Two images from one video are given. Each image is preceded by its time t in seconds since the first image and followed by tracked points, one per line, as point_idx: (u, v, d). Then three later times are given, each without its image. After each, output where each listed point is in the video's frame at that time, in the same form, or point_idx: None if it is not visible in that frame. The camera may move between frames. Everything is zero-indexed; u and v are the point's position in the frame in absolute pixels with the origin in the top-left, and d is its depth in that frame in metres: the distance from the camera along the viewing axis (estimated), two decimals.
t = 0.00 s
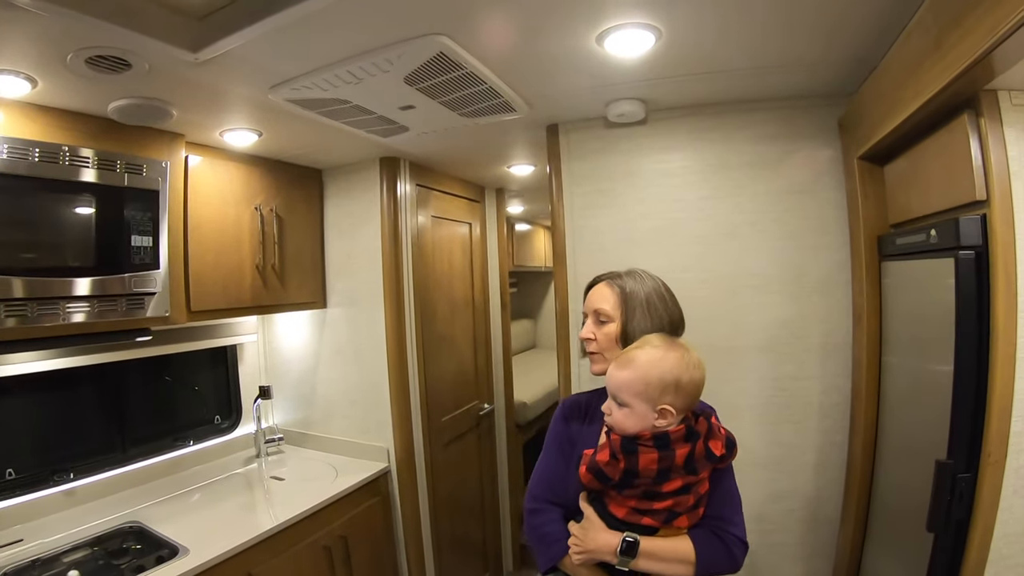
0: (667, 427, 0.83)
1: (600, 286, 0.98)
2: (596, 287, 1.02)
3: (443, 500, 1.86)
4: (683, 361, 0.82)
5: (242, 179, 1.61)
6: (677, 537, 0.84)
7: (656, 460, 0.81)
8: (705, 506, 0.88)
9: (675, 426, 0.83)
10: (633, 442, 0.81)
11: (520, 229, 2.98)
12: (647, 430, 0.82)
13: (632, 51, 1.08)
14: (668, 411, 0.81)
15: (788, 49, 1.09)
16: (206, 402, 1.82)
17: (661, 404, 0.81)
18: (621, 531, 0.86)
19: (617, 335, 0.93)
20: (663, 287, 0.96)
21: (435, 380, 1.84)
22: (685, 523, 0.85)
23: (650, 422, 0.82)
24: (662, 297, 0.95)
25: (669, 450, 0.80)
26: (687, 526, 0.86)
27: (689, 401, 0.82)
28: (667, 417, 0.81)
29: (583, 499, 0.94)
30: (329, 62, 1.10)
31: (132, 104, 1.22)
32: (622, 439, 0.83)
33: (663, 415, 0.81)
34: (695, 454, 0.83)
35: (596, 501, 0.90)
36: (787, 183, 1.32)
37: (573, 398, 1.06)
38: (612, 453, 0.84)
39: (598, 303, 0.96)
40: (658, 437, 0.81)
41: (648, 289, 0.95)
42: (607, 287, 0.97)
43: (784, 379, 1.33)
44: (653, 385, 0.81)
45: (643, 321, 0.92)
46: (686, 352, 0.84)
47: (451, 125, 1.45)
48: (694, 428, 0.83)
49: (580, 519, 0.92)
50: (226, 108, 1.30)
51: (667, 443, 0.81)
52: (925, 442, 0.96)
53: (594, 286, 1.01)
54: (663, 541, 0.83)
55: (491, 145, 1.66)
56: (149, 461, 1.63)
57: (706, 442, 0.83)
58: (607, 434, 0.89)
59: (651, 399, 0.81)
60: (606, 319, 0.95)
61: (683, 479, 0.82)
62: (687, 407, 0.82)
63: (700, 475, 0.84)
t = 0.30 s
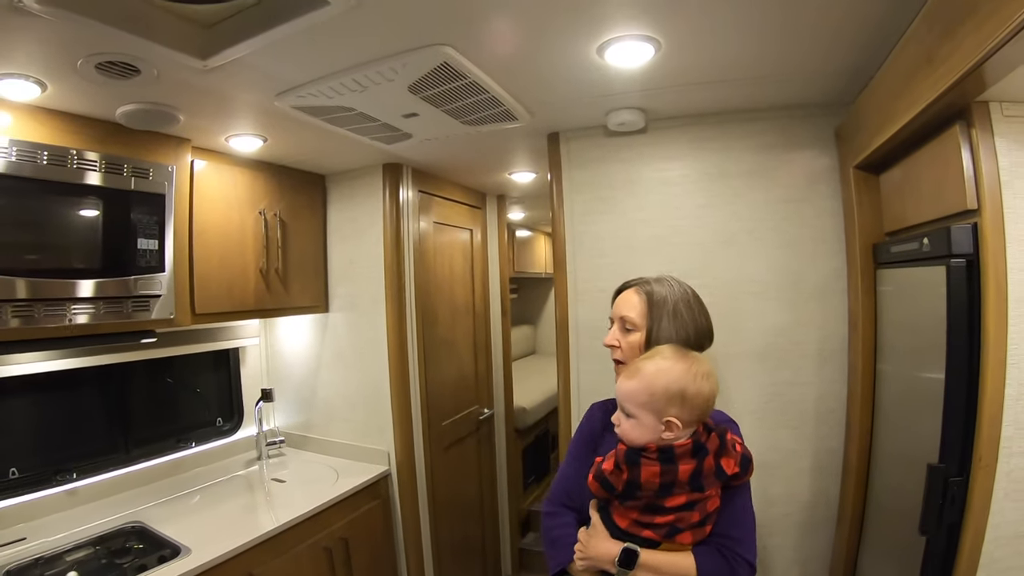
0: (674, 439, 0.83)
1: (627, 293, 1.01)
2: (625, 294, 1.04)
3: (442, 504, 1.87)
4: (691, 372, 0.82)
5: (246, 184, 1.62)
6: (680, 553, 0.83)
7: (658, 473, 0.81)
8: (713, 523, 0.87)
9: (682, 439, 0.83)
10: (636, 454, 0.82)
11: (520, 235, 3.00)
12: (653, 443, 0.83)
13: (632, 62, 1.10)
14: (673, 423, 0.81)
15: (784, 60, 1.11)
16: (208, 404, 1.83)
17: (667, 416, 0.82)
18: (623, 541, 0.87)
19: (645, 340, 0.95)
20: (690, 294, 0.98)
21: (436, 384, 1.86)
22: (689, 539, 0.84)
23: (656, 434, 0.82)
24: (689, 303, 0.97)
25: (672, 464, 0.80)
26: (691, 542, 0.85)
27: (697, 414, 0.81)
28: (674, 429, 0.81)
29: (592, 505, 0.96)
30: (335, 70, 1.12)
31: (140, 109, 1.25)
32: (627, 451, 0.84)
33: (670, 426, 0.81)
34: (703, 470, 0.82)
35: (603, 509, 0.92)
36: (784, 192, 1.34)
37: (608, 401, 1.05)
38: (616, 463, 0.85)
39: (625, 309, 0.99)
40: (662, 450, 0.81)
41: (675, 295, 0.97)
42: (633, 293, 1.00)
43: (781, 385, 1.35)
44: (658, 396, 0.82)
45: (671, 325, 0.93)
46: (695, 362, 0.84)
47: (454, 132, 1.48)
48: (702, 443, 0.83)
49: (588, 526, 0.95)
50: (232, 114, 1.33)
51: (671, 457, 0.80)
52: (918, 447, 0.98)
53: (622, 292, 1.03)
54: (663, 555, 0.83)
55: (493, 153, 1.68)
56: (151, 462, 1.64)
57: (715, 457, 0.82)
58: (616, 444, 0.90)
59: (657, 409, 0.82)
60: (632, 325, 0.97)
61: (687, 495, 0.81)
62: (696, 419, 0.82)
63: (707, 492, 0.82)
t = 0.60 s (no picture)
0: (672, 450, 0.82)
1: (640, 299, 1.03)
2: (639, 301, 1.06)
3: (444, 505, 1.88)
4: (693, 384, 0.81)
5: (256, 185, 1.64)
6: (672, 562, 0.84)
7: (652, 481, 0.82)
8: (712, 535, 0.85)
9: (681, 450, 0.81)
10: (631, 460, 0.83)
11: (524, 239, 3.02)
12: (651, 451, 0.83)
13: (637, 70, 1.12)
14: (671, 434, 0.80)
15: (787, 71, 1.13)
16: (212, 402, 1.85)
17: (665, 426, 0.81)
18: (618, 544, 0.90)
19: (655, 343, 0.97)
20: (704, 298, 0.99)
21: (439, 385, 1.87)
22: (683, 548, 0.84)
23: (654, 443, 0.82)
24: (701, 306, 0.97)
25: (665, 473, 0.81)
26: (686, 552, 0.84)
27: (697, 426, 0.80)
28: (671, 440, 0.80)
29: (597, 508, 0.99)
30: (346, 74, 1.14)
31: (152, 109, 1.27)
32: (624, 456, 0.84)
33: (668, 436, 0.80)
34: (699, 481, 0.81)
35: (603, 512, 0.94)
36: (786, 200, 1.36)
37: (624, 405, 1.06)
38: (613, 467, 0.87)
39: (636, 315, 1.01)
40: (658, 458, 0.81)
41: (686, 298, 0.98)
42: (645, 299, 1.02)
43: (781, 390, 1.37)
44: (657, 406, 0.81)
45: (680, 328, 0.94)
46: (699, 373, 0.82)
47: (461, 136, 1.50)
48: (700, 454, 0.81)
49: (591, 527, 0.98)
50: (243, 115, 1.34)
51: (665, 466, 0.81)
52: (914, 453, 1.00)
53: (636, 299, 1.06)
54: (654, 561, 0.84)
55: (500, 157, 1.70)
56: (155, 458, 1.65)
57: (712, 468, 0.81)
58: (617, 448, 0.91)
59: (654, 418, 0.81)
60: (642, 330, 0.99)
61: (682, 504, 0.81)
62: (696, 431, 0.81)
63: (703, 503, 0.82)
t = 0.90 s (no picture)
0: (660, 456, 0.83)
1: (637, 306, 1.06)
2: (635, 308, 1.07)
3: (443, 505, 1.90)
4: (676, 392, 0.82)
5: (266, 183, 1.66)
6: (661, 565, 0.84)
7: (640, 489, 0.83)
8: (700, 540, 0.87)
9: (668, 457, 0.83)
10: (620, 470, 0.85)
11: (528, 244, 3.05)
12: (638, 460, 0.84)
13: (648, 83, 1.15)
14: (656, 443, 0.81)
15: (793, 88, 1.16)
16: (216, 398, 1.86)
17: (650, 436, 0.82)
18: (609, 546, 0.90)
19: (653, 347, 0.99)
20: (700, 303, 1.00)
21: (442, 386, 1.89)
22: (672, 553, 0.85)
23: (641, 453, 0.83)
24: (696, 310, 0.99)
25: (653, 481, 0.82)
26: (675, 557, 0.86)
27: (682, 433, 0.81)
28: (657, 449, 0.82)
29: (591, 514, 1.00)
30: (362, 79, 1.17)
31: (169, 107, 1.29)
32: (613, 466, 0.86)
33: (654, 446, 0.82)
34: (687, 488, 0.82)
35: (596, 517, 0.96)
36: (789, 212, 1.39)
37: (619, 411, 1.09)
38: (604, 476, 0.89)
39: (633, 322, 1.04)
40: (645, 467, 0.82)
41: (682, 303, 1.00)
42: (641, 305, 1.04)
43: (780, 399, 1.40)
44: (641, 417, 0.82)
45: (675, 331, 0.96)
46: (681, 381, 0.83)
47: (472, 142, 1.52)
48: (687, 461, 0.82)
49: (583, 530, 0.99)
50: (258, 116, 1.37)
51: (653, 474, 0.82)
52: (909, 463, 1.02)
53: (633, 306, 1.08)
54: (644, 565, 0.85)
55: (509, 163, 1.73)
56: (159, 452, 1.67)
57: (699, 475, 0.81)
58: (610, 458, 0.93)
59: (640, 430, 0.82)
60: (639, 335, 1.01)
61: (670, 510, 0.82)
62: (681, 437, 0.82)
63: (691, 509, 0.83)
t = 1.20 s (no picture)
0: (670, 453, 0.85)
1: (636, 303, 1.07)
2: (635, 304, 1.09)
3: (445, 502, 1.91)
4: (687, 390, 0.82)
5: (277, 179, 1.69)
6: (669, 560, 0.86)
7: (653, 487, 0.83)
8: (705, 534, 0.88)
9: (679, 454, 0.84)
10: (632, 468, 0.85)
11: (532, 246, 3.07)
12: (649, 457, 0.85)
13: (658, 88, 1.18)
14: (668, 441, 0.82)
15: (798, 96, 1.19)
16: (221, 391, 1.87)
17: (662, 434, 0.82)
18: (616, 541, 0.91)
19: (651, 343, 1.01)
20: (698, 301, 1.02)
21: (446, 384, 1.91)
22: (679, 547, 0.87)
23: (652, 450, 0.84)
24: (695, 308, 1.01)
25: (666, 479, 0.83)
26: (681, 550, 0.87)
27: (693, 430, 0.82)
28: (669, 447, 0.82)
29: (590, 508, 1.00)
30: (377, 78, 1.19)
31: (184, 102, 1.31)
32: (624, 464, 0.86)
33: (665, 444, 0.82)
34: (697, 485, 0.84)
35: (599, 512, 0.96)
36: (792, 217, 1.42)
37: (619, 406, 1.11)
38: (613, 475, 0.88)
39: (633, 318, 1.05)
40: (658, 465, 0.83)
41: (681, 301, 1.02)
42: (641, 302, 1.06)
43: (781, 401, 1.42)
44: (653, 415, 0.82)
45: (675, 328, 0.98)
46: (691, 379, 0.84)
47: (482, 143, 1.55)
48: (697, 458, 0.84)
49: (585, 524, 1.00)
50: (272, 112, 1.39)
51: (666, 471, 0.83)
52: (906, 463, 1.04)
53: (633, 303, 1.10)
54: (652, 559, 0.86)
55: (517, 165, 1.75)
56: (164, 444, 1.68)
57: (709, 472, 0.83)
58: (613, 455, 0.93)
59: (652, 428, 0.83)
60: (638, 331, 1.03)
61: (681, 507, 0.84)
62: (692, 435, 0.83)
63: (700, 505, 0.85)
